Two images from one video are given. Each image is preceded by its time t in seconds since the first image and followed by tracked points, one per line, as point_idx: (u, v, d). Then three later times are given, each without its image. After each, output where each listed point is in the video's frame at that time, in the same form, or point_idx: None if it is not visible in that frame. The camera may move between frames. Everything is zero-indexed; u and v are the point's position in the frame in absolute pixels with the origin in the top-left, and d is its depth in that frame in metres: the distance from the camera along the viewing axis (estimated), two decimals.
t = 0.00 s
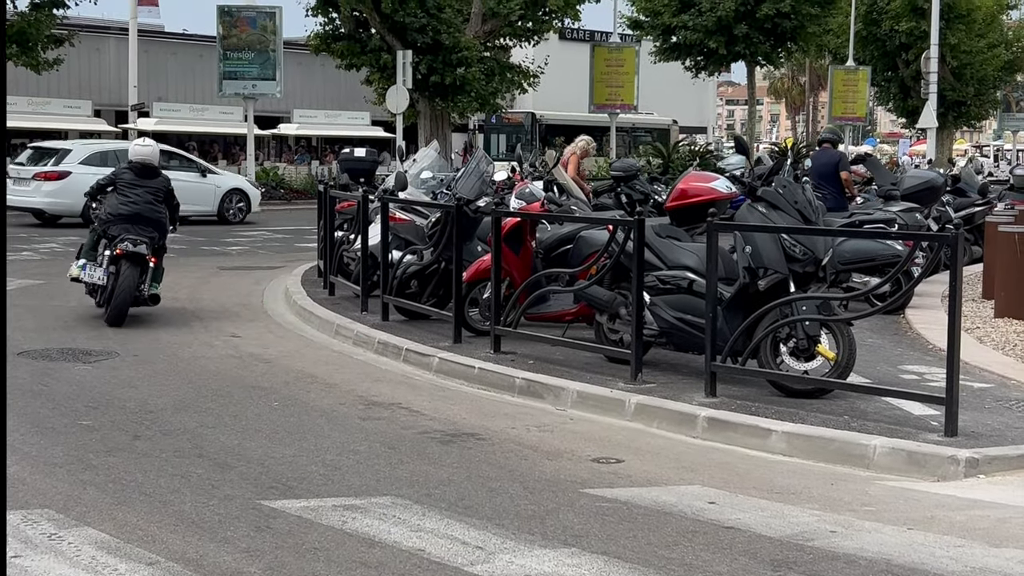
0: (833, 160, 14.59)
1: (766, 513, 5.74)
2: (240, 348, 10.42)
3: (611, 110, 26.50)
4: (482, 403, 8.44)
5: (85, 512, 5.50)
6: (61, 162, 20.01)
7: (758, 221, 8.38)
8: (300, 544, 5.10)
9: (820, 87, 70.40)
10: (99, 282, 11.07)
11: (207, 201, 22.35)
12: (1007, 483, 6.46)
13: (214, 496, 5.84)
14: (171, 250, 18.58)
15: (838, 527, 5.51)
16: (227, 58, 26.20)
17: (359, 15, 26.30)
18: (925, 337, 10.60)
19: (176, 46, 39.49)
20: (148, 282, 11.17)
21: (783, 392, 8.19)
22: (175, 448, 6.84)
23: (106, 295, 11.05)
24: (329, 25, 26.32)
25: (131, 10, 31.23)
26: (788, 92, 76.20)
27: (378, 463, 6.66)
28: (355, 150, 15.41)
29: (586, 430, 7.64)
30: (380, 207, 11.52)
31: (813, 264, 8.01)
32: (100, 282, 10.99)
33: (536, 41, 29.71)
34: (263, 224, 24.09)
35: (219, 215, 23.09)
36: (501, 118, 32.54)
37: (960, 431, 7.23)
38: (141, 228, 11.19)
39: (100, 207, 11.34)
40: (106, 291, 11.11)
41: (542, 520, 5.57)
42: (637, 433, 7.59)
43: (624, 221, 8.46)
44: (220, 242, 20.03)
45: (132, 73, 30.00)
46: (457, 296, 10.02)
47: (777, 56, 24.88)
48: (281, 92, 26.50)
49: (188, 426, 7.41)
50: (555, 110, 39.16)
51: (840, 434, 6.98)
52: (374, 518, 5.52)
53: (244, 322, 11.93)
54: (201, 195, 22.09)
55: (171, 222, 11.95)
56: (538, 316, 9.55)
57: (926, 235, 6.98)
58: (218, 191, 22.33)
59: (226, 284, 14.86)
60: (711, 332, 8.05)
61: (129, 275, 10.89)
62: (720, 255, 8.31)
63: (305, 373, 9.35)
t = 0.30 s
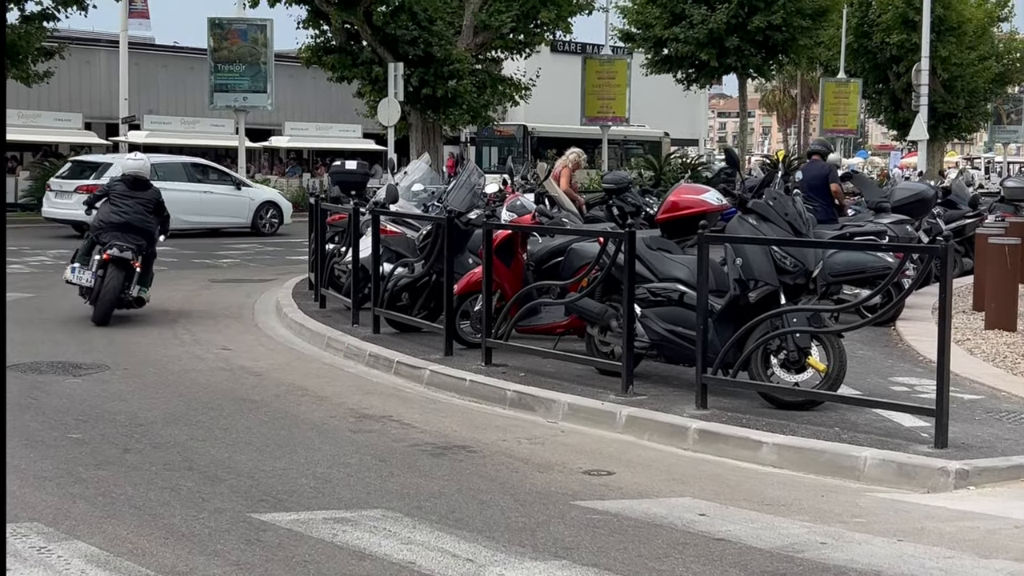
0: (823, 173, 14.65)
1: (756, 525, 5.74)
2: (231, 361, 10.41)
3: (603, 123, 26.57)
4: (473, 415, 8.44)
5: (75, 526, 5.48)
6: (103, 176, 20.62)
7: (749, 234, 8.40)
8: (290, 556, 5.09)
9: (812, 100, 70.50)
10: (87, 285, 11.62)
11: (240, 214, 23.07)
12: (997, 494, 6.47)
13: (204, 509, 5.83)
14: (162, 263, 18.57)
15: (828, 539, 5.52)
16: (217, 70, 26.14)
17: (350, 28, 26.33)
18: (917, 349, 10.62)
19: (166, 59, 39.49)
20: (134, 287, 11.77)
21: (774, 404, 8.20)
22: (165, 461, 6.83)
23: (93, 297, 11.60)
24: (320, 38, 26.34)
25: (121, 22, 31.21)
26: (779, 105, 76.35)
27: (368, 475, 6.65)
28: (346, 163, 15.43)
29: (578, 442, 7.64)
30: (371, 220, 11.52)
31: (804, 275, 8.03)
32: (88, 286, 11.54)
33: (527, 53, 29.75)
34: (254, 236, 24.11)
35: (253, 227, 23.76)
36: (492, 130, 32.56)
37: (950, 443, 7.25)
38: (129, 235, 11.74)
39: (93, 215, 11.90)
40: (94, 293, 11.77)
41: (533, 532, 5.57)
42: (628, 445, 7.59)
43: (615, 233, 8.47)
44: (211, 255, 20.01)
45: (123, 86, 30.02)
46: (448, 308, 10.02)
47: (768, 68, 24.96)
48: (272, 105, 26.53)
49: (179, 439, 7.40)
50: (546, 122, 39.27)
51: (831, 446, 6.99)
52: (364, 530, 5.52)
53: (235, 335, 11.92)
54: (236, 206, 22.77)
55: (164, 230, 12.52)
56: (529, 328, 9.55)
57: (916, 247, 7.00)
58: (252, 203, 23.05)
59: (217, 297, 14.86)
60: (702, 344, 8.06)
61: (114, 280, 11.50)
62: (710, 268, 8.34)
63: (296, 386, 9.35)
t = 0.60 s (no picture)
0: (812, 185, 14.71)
1: (744, 536, 5.74)
2: (219, 373, 10.39)
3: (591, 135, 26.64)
4: (461, 427, 8.43)
5: (60, 538, 5.46)
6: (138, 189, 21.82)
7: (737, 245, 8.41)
8: (277, 569, 5.08)
9: (801, 111, 70.81)
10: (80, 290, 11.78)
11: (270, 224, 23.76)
12: (983, 504, 6.50)
13: (191, 522, 5.81)
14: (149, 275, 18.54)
15: (815, 549, 5.53)
16: (206, 82, 26.08)
17: (338, 40, 26.34)
18: (904, 360, 10.66)
19: (155, 70, 39.46)
20: (124, 291, 11.91)
21: (762, 415, 8.22)
22: (152, 473, 6.81)
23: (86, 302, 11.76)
24: (308, 50, 26.35)
25: (109, 33, 31.17)
26: (767, 117, 76.55)
27: (357, 487, 6.64)
28: (335, 175, 15.44)
29: (567, 453, 7.64)
30: (359, 231, 11.52)
31: (791, 286, 8.02)
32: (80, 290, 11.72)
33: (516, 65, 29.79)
34: (242, 248, 24.08)
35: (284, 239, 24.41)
36: (481, 142, 32.59)
37: (937, 453, 7.27)
38: (121, 241, 11.88)
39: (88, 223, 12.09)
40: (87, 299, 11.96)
41: (520, 543, 5.57)
42: (616, 457, 7.59)
43: (603, 244, 8.48)
44: (199, 267, 19.97)
45: (110, 97, 29.98)
46: (437, 320, 10.03)
47: (757, 80, 25.03)
48: (260, 116, 26.53)
49: (166, 451, 7.38)
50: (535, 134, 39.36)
51: (819, 456, 7.01)
52: (352, 542, 5.51)
53: (223, 347, 11.90)
54: (265, 217, 23.46)
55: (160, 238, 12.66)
56: (518, 339, 9.56)
57: (904, 258, 7.03)
58: (282, 214, 23.73)
59: (205, 308, 14.83)
60: (690, 355, 8.08)
61: (103, 284, 11.65)
62: (699, 279, 8.35)
63: (284, 398, 9.33)
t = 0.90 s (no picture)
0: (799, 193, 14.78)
1: (729, 546, 5.75)
2: (204, 384, 10.36)
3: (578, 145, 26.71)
4: (447, 437, 8.43)
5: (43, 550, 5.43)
6: (169, 200, 22.27)
7: (722, 255, 8.44)
8: None
9: (787, 122, 71.07)
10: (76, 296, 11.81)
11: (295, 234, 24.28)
12: (969, 513, 6.51)
13: (176, 533, 5.79)
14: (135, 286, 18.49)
15: (800, 559, 5.54)
16: (191, 92, 26.11)
17: (324, 50, 26.35)
18: (890, 370, 10.68)
19: (140, 80, 39.41)
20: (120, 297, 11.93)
21: (748, 425, 8.24)
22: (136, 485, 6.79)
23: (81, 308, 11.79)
24: (295, 60, 26.34)
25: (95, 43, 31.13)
26: (753, 127, 76.82)
27: (342, 498, 6.62)
28: (321, 185, 15.43)
29: (553, 463, 7.64)
30: (346, 242, 11.51)
31: (777, 296, 8.10)
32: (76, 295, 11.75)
33: (503, 75, 29.85)
34: (228, 259, 24.05)
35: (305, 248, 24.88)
36: (468, 152, 32.62)
37: (922, 462, 7.29)
38: (117, 249, 11.91)
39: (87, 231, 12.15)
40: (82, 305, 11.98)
41: (506, 554, 5.56)
42: (602, 467, 7.59)
43: (589, 254, 8.49)
44: (185, 277, 19.92)
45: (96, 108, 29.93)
46: (424, 330, 10.02)
47: (743, 90, 25.12)
48: (246, 126, 26.53)
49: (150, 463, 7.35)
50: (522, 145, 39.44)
51: (804, 466, 7.02)
52: (337, 553, 5.50)
53: (209, 358, 11.87)
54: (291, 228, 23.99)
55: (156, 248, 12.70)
56: (504, 350, 9.56)
57: (889, 268, 7.06)
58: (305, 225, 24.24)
59: (190, 319, 14.78)
60: (676, 365, 8.09)
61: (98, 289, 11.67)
62: (685, 289, 8.37)
63: (269, 409, 9.31)
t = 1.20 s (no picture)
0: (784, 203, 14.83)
1: (714, 554, 5.75)
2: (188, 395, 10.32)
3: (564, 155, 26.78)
4: (433, 447, 8.41)
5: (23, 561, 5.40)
6: (200, 209, 22.20)
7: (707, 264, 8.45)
8: None
9: (771, 133, 71.35)
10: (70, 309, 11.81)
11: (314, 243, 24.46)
12: (953, 521, 6.53)
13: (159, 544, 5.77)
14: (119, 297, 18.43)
15: (784, 567, 5.55)
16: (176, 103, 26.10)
17: (310, 59, 26.37)
18: (874, 378, 10.72)
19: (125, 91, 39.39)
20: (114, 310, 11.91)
21: (733, 434, 8.24)
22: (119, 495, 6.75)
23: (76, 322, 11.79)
24: (280, 70, 26.35)
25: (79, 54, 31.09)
26: (738, 137, 77.05)
27: (327, 508, 6.61)
28: (305, 195, 15.41)
29: (538, 473, 7.63)
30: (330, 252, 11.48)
31: (761, 305, 8.14)
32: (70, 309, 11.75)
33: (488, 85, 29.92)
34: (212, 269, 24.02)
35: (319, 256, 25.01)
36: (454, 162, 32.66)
37: (906, 470, 7.31)
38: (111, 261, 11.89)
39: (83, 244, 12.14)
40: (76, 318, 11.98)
41: (492, 563, 5.56)
42: (588, 476, 7.59)
43: (575, 264, 8.48)
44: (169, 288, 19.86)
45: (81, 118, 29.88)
46: (409, 340, 10.00)
47: (728, 100, 25.19)
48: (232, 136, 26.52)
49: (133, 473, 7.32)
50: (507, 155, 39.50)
51: (788, 474, 7.03)
52: (322, 563, 5.48)
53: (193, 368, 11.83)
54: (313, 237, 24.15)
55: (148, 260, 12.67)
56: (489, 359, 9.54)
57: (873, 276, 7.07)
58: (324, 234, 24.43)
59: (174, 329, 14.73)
60: (661, 374, 8.09)
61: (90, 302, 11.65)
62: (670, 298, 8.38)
63: (254, 419, 9.28)
